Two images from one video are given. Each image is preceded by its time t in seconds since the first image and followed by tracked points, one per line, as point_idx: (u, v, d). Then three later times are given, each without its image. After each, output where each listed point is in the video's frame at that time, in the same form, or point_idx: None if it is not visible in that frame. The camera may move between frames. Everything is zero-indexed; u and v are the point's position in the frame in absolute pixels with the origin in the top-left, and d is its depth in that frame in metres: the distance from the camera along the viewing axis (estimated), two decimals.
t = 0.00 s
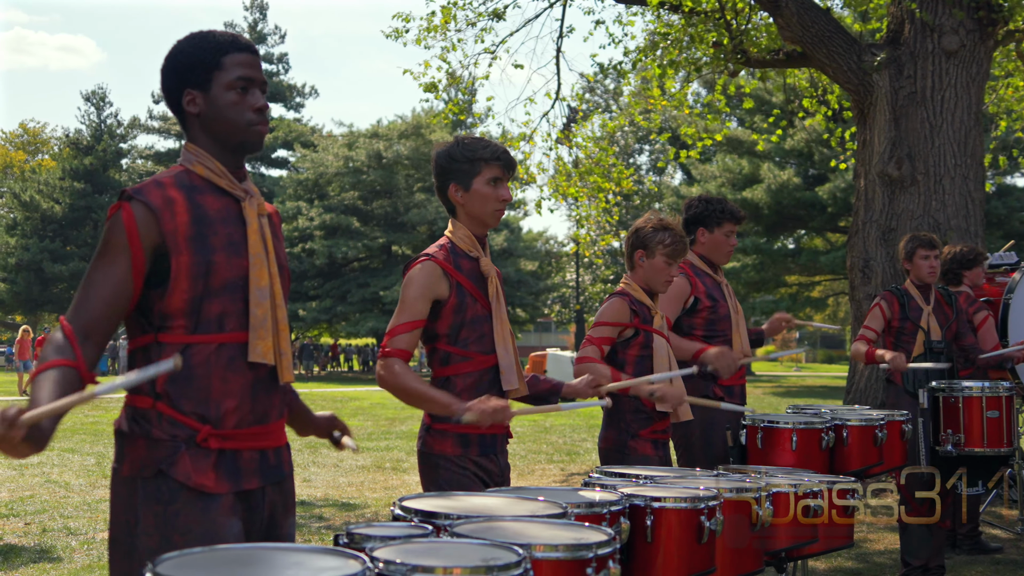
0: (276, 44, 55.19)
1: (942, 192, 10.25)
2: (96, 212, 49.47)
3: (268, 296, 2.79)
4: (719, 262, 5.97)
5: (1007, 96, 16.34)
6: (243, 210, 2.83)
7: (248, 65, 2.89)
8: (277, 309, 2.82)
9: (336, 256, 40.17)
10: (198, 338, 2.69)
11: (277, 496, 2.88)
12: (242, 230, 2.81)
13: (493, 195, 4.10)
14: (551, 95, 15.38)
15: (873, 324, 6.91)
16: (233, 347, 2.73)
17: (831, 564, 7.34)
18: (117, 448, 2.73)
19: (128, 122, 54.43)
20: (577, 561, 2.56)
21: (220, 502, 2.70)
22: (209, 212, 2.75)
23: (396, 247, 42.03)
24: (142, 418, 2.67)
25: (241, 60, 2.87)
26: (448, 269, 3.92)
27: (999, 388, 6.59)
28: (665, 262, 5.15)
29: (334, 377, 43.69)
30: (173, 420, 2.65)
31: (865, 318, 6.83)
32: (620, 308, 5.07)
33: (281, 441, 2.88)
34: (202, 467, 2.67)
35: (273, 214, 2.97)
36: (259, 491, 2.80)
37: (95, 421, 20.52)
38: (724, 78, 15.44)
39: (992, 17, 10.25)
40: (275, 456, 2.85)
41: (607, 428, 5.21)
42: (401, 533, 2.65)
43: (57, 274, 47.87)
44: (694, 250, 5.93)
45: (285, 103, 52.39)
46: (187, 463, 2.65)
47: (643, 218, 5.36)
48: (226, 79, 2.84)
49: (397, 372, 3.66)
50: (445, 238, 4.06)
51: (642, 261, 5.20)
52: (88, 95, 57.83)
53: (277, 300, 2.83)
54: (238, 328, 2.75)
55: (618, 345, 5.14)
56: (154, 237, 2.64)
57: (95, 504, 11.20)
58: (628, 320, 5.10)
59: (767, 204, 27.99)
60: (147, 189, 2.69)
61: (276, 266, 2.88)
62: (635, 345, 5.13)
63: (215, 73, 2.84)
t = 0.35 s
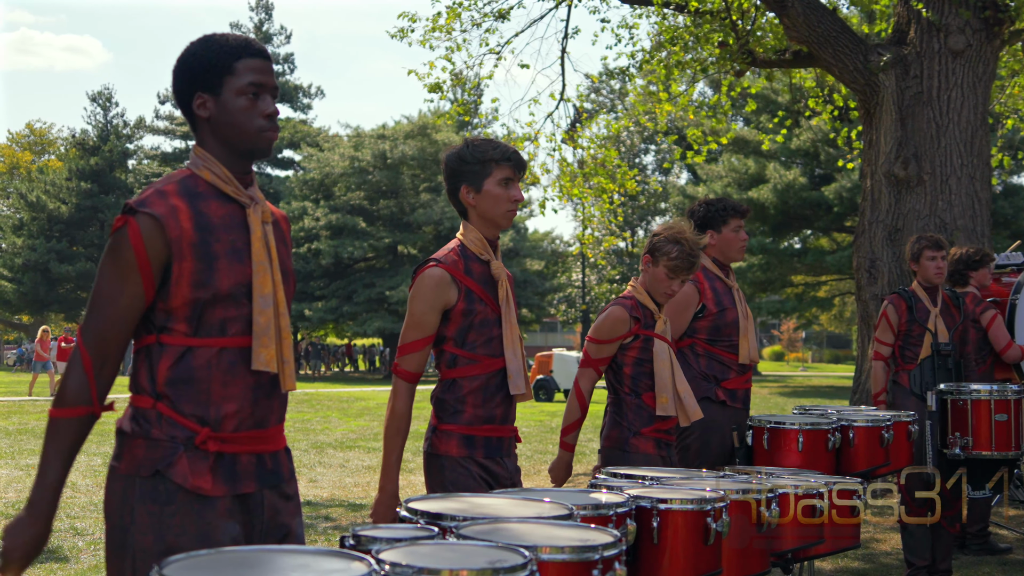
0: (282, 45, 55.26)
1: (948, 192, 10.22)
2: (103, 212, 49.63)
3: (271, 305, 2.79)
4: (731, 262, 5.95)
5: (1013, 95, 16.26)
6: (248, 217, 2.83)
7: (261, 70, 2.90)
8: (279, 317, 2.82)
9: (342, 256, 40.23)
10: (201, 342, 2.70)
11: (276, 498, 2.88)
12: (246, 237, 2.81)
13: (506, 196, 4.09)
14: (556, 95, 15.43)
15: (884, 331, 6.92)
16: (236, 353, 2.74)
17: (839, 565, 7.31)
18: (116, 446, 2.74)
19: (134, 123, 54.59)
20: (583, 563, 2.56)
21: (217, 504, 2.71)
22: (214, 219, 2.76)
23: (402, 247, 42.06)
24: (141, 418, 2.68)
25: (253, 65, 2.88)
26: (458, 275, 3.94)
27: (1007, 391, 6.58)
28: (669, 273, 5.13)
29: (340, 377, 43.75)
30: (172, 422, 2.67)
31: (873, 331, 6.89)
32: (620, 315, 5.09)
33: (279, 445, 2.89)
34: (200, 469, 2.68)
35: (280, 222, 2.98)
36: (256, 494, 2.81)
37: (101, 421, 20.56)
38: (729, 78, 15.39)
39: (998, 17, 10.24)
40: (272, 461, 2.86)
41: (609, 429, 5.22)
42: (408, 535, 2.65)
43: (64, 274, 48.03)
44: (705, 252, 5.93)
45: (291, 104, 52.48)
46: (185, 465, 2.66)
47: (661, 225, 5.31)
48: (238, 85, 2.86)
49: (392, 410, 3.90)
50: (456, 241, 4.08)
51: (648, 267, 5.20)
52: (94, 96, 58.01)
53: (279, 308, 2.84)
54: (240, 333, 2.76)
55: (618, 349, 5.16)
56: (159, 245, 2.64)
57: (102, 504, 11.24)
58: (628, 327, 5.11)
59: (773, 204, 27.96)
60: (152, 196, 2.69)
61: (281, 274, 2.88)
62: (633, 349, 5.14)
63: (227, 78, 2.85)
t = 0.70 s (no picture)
0: (286, 45, 55.33)
1: (953, 193, 10.21)
2: (107, 212, 49.72)
3: (270, 306, 2.79)
4: (732, 260, 5.94)
5: (1017, 96, 16.26)
6: (248, 220, 2.84)
7: (262, 72, 2.91)
8: (278, 319, 2.82)
9: (346, 256, 40.28)
10: (199, 346, 2.71)
11: (276, 500, 2.89)
12: (245, 240, 2.82)
13: (509, 197, 4.10)
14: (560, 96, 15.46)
15: (888, 330, 6.99)
16: (236, 357, 2.74)
17: (843, 566, 7.31)
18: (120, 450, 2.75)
19: (139, 123, 54.69)
20: (587, 565, 2.57)
21: (221, 506, 2.72)
22: (214, 223, 2.77)
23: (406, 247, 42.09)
24: (142, 422, 2.69)
25: (254, 68, 2.89)
26: (461, 275, 3.95)
27: (1013, 393, 6.44)
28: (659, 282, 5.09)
29: (344, 377, 43.81)
30: (172, 426, 2.68)
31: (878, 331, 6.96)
32: (616, 318, 5.12)
33: (281, 447, 2.89)
34: (201, 473, 2.70)
35: (280, 223, 2.98)
36: (258, 497, 2.81)
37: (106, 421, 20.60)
38: (733, 79, 15.39)
39: (1003, 17, 10.21)
40: (274, 463, 2.86)
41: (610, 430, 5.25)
42: (412, 537, 2.66)
43: (69, 274, 48.20)
44: (706, 252, 5.92)
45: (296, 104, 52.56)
46: (186, 469, 2.68)
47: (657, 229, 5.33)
48: (239, 88, 2.86)
49: (423, 413, 3.82)
50: (459, 242, 4.09)
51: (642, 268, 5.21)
52: (99, 97, 58.13)
53: (279, 311, 2.84)
54: (239, 337, 2.76)
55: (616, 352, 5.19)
56: (163, 250, 2.66)
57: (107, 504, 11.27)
58: (623, 330, 5.14)
59: (778, 204, 27.94)
60: (153, 200, 2.71)
61: (281, 276, 2.88)
62: (628, 353, 5.17)
63: (228, 82, 2.86)
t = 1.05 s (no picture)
0: (288, 45, 55.32)
1: (954, 191, 10.20)
2: (110, 213, 49.75)
3: (270, 300, 2.81)
4: (730, 257, 5.94)
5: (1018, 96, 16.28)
6: (248, 214, 2.86)
7: (260, 67, 2.92)
8: (278, 313, 2.84)
9: (349, 256, 40.29)
10: (199, 339, 2.72)
11: (270, 495, 2.91)
12: (246, 234, 2.83)
13: (509, 194, 4.11)
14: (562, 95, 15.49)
15: (890, 328, 7.00)
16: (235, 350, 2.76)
17: (846, 564, 7.30)
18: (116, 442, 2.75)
19: (141, 123, 54.72)
20: (587, 559, 2.57)
21: (211, 502, 2.73)
22: (215, 216, 2.78)
23: (409, 247, 42.10)
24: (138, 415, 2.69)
25: (252, 62, 2.90)
26: (463, 272, 3.95)
27: (1015, 388, 6.44)
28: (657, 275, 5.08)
29: (346, 377, 43.82)
30: (169, 420, 2.68)
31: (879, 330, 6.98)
32: (619, 316, 5.12)
33: (273, 442, 2.91)
34: (195, 468, 2.71)
35: (279, 217, 3.00)
36: (250, 492, 2.83)
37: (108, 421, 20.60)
38: (735, 79, 15.38)
39: (1005, 16, 10.20)
40: (266, 458, 2.88)
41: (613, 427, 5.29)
42: (413, 531, 2.66)
43: (72, 274, 48.26)
44: (704, 251, 5.92)
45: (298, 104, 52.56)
46: (179, 463, 2.69)
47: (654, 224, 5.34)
48: (237, 83, 2.87)
49: (429, 410, 3.84)
50: (458, 239, 4.09)
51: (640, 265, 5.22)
52: (102, 97, 58.15)
53: (278, 304, 2.85)
54: (239, 331, 2.78)
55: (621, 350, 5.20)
56: (165, 243, 2.67)
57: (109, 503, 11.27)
58: (626, 328, 5.13)
59: (780, 204, 27.91)
60: (156, 191, 2.70)
61: (280, 270, 2.90)
62: (631, 350, 5.19)
63: (226, 76, 2.87)
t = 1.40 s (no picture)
0: (290, 45, 55.31)
1: (955, 192, 10.22)
2: (111, 213, 49.81)
3: (274, 299, 2.81)
4: (731, 257, 5.95)
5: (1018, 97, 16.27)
6: (250, 213, 2.86)
7: (258, 70, 2.93)
8: (282, 311, 2.84)
9: (350, 257, 40.30)
10: (203, 340, 2.73)
11: (277, 493, 2.91)
12: (249, 233, 2.84)
13: (510, 195, 4.12)
14: (564, 95, 15.50)
15: (890, 330, 7.04)
16: (240, 350, 2.77)
17: (846, 564, 7.30)
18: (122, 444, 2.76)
19: (143, 124, 54.72)
20: (586, 560, 2.57)
21: (222, 499, 2.73)
22: (217, 216, 2.79)
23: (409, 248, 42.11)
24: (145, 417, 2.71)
25: (251, 66, 2.91)
26: (463, 274, 3.96)
27: (1013, 391, 6.41)
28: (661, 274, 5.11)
29: (348, 377, 43.84)
30: (175, 420, 2.70)
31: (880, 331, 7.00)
32: (622, 316, 5.14)
33: (282, 441, 2.91)
34: (204, 466, 2.71)
35: (281, 216, 3.00)
36: (258, 491, 2.84)
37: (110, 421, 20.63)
38: (736, 79, 15.36)
39: (1005, 16, 10.21)
40: (275, 456, 2.88)
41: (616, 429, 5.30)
42: (412, 532, 2.67)
43: (73, 275, 48.33)
44: (705, 251, 5.93)
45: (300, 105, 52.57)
46: (188, 462, 2.69)
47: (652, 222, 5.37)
48: (236, 86, 2.88)
49: (427, 413, 3.86)
50: (459, 240, 4.10)
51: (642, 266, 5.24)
52: (103, 97, 58.19)
53: (283, 302, 2.86)
54: (244, 331, 2.79)
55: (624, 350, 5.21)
56: (168, 244, 2.68)
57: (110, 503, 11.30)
58: (629, 327, 5.15)
59: (782, 204, 27.92)
60: (157, 194, 2.72)
61: (284, 268, 2.91)
62: (635, 350, 5.19)
63: (225, 80, 2.88)
